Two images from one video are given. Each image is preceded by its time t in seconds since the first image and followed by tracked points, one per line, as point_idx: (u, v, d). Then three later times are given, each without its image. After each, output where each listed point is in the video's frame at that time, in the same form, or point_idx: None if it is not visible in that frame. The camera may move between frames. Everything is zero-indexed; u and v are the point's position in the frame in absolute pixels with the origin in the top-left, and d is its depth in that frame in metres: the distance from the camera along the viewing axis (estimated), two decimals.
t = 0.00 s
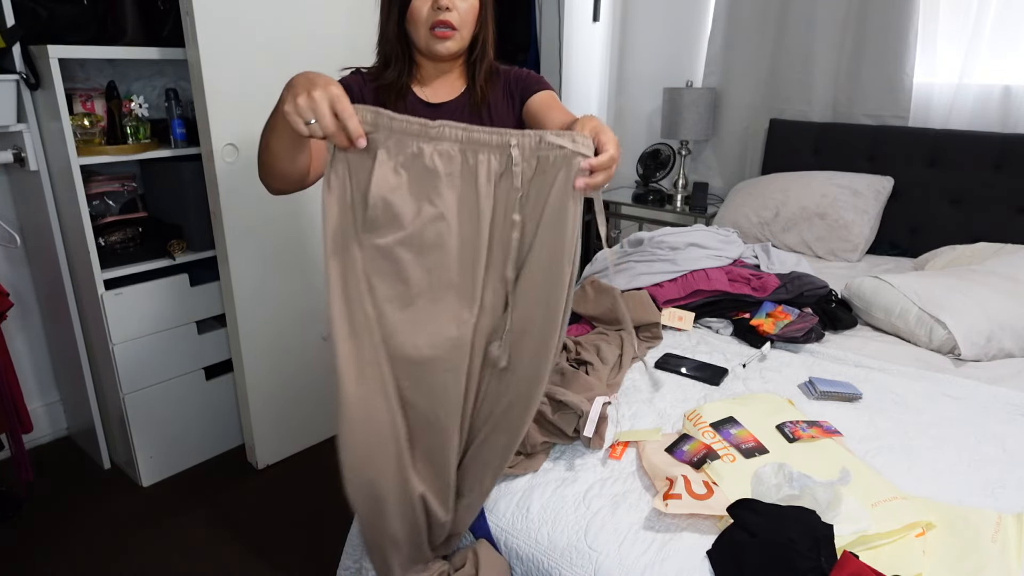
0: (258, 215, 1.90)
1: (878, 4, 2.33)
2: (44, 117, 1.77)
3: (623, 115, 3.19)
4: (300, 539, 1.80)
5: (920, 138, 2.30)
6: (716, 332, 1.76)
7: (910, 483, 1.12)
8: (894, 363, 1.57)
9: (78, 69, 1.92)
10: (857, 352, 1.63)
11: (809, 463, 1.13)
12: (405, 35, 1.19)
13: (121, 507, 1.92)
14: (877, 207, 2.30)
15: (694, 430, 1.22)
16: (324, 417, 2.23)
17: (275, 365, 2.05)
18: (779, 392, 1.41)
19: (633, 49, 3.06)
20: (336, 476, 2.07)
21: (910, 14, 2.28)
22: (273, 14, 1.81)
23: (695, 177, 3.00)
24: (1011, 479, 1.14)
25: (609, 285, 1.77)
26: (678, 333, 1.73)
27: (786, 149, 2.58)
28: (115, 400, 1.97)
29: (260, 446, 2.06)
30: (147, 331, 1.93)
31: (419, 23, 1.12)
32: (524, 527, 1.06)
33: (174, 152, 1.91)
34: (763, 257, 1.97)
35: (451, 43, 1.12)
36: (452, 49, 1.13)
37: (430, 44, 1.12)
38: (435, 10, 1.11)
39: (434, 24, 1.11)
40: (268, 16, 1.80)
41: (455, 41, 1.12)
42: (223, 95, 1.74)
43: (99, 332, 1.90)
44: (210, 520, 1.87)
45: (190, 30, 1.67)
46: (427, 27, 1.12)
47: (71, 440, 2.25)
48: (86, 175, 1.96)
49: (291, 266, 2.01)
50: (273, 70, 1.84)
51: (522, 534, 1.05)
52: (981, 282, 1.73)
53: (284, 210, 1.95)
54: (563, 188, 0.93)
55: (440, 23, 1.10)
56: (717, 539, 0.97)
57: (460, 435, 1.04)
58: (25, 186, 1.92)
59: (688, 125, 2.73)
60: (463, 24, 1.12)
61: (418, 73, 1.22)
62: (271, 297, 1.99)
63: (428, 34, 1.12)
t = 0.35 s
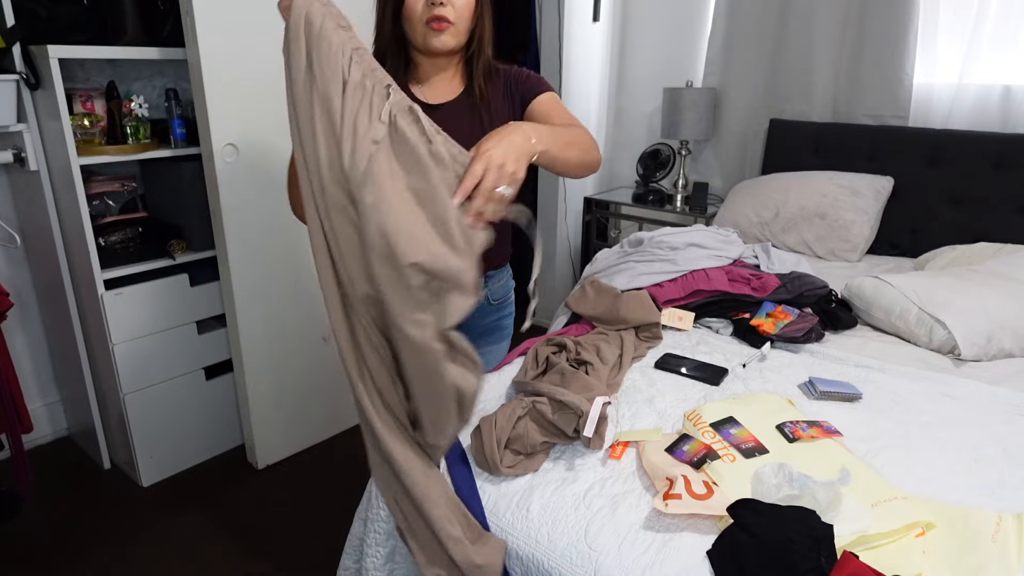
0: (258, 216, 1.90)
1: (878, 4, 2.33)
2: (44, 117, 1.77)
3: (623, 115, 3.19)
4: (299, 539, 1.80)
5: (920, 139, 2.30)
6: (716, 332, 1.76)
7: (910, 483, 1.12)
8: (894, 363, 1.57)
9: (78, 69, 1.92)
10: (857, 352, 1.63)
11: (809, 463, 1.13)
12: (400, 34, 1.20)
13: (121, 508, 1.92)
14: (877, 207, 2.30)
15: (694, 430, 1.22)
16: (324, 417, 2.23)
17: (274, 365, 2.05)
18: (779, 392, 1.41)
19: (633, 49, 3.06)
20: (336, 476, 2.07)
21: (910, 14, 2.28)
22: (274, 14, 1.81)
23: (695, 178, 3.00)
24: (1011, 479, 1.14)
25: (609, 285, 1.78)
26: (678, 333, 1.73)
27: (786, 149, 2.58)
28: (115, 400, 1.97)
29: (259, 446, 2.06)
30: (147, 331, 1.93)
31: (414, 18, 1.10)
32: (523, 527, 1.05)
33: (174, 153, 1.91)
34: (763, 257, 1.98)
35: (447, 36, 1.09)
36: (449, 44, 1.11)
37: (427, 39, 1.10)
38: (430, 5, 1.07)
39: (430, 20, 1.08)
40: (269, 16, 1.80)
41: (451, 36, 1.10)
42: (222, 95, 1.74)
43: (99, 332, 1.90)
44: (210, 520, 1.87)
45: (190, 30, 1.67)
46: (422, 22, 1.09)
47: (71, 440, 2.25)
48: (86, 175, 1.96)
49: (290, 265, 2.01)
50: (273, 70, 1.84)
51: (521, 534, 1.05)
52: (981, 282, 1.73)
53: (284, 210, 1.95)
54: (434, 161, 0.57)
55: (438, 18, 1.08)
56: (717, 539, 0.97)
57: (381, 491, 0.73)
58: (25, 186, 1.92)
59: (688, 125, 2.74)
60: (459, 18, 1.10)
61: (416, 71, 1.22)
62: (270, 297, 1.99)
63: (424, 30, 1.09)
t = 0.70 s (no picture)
0: (258, 217, 1.90)
1: (878, 3, 2.33)
2: (44, 117, 1.77)
3: (623, 115, 3.19)
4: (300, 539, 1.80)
5: (920, 139, 2.30)
6: (717, 332, 1.76)
7: (910, 484, 1.12)
8: (894, 363, 1.57)
9: (78, 69, 1.92)
10: (857, 352, 1.63)
11: (809, 463, 1.13)
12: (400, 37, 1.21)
13: (121, 507, 1.92)
14: (877, 207, 2.30)
15: (694, 430, 1.22)
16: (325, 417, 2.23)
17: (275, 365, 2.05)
18: (779, 392, 1.41)
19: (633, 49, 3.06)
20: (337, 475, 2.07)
21: (910, 14, 2.28)
22: (274, 14, 1.81)
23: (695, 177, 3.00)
24: (1011, 479, 1.14)
25: (609, 285, 1.78)
26: (678, 334, 1.73)
27: (786, 149, 2.58)
28: (115, 400, 1.97)
29: (260, 446, 2.06)
30: (147, 330, 1.93)
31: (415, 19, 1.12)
32: (523, 527, 1.05)
33: (174, 153, 1.91)
34: (763, 257, 1.98)
35: (448, 37, 1.12)
36: (449, 44, 1.13)
37: (427, 39, 1.12)
38: (431, 5, 1.10)
39: (431, 20, 1.11)
40: (269, 16, 1.80)
41: (452, 36, 1.12)
42: (222, 95, 1.74)
43: (99, 332, 1.90)
44: (210, 520, 1.87)
45: (190, 30, 1.67)
46: (423, 22, 1.12)
47: (71, 440, 2.25)
48: (86, 175, 1.96)
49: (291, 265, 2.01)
50: (273, 70, 1.84)
51: (521, 533, 1.05)
52: (982, 282, 1.73)
53: (284, 210, 1.96)
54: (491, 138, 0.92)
55: (439, 18, 1.10)
56: (717, 539, 0.97)
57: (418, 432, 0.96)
58: (25, 186, 1.92)
59: (688, 125, 2.73)
60: (461, 19, 1.12)
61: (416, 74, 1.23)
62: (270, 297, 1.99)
63: (424, 30, 1.12)
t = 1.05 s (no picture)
0: (259, 217, 1.90)
1: (878, 3, 2.33)
2: (44, 117, 1.77)
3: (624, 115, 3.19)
4: (300, 539, 1.80)
5: (920, 139, 2.30)
6: (716, 332, 1.76)
7: (910, 483, 1.12)
8: (894, 363, 1.57)
9: (78, 69, 1.92)
10: (857, 352, 1.63)
11: (809, 463, 1.13)
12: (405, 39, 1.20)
13: (122, 507, 1.92)
14: (877, 207, 2.30)
15: (694, 430, 1.22)
16: (326, 416, 2.23)
17: (275, 365, 2.05)
18: (779, 392, 1.41)
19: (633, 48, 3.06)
20: (337, 476, 2.07)
21: (910, 14, 2.28)
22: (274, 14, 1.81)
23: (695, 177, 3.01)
24: (1011, 479, 1.14)
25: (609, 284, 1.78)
26: (678, 333, 1.73)
27: (786, 149, 2.58)
28: (115, 400, 1.97)
29: (260, 446, 2.07)
30: (147, 330, 1.93)
31: (420, 20, 1.12)
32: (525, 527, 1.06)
33: (174, 152, 1.91)
34: (763, 257, 1.98)
35: (454, 38, 1.12)
36: (455, 45, 1.14)
37: (432, 40, 1.12)
38: (435, 6, 1.10)
39: (435, 21, 1.11)
40: (269, 16, 1.80)
41: (458, 37, 1.13)
42: (223, 95, 1.74)
43: (99, 332, 1.90)
44: (210, 520, 1.87)
45: (190, 30, 1.67)
46: (427, 23, 1.12)
47: (71, 439, 2.25)
48: (85, 175, 1.96)
49: (292, 265, 2.02)
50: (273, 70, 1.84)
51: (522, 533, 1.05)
52: (982, 282, 1.73)
53: (284, 210, 1.96)
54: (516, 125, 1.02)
55: (444, 19, 1.11)
56: (717, 539, 0.97)
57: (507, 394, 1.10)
58: (24, 186, 1.92)
59: (688, 125, 2.73)
60: (466, 20, 1.13)
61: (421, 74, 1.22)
62: (271, 298, 1.99)
63: (429, 31, 1.12)
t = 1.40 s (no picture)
0: (259, 217, 1.90)
1: (877, 3, 2.33)
2: (44, 117, 1.77)
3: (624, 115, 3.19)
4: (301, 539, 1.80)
5: (920, 139, 2.30)
6: (717, 332, 1.76)
7: (910, 484, 1.12)
8: (894, 363, 1.57)
9: (78, 69, 1.92)
10: (857, 352, 1.63)
11: (809, 463, 1.13)
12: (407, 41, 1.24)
13: (122, 507, 1.92)
14: (877, 207, 2.30)
15: (694, 430, 1.22)
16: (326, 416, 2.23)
17: (275, 365, 2.05)
18: (779, 392, 1.41)
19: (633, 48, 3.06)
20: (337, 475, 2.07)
21: (910, 14, 2.28)
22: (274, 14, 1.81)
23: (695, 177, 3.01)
24: (1011, 479, 1.14)
25: (609, 284, 1.78)
26: (678, 334, 1.73)
27: (786, 149, 2.58)
28: (115, 400, 1.97)
29: (260, 446, 2.06)
30: (148, 330, 1.93)
31: (422, 21, 1.15)
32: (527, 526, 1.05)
33: (174, 153, 1.91)
34: (763, 258, 1.98)
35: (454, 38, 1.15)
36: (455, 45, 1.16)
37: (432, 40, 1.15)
38: (435, 7, 1.12)
39: (435, 22, 1.13)
40: (269, 16, 1.80)
41: (458, 37, 1.15)
42: (223, 94, 1.74)
43: (99, 332, 1.90)
44: (210, 520, 1.87)
45: (190, 30, 1.67)
46: (427, 24, 1.14)
47: (71, 439, 2.25)
48: (85, 175, 1.95)
49: (292, 265, 2.01)
50: (273, 69, 1.84)
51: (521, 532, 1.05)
52: (982, 282, 1.73)
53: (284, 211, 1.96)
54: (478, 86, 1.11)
55: (444, 20, 1.12)
56: (717, 539, 0.97)
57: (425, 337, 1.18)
58: (25, 186, 1.92)
59: (688, 125, 2.73)
60: (466, 20, 1.14)
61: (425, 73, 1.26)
62: (271, 298, 1.99)
63: (429, 31, 1.14)
